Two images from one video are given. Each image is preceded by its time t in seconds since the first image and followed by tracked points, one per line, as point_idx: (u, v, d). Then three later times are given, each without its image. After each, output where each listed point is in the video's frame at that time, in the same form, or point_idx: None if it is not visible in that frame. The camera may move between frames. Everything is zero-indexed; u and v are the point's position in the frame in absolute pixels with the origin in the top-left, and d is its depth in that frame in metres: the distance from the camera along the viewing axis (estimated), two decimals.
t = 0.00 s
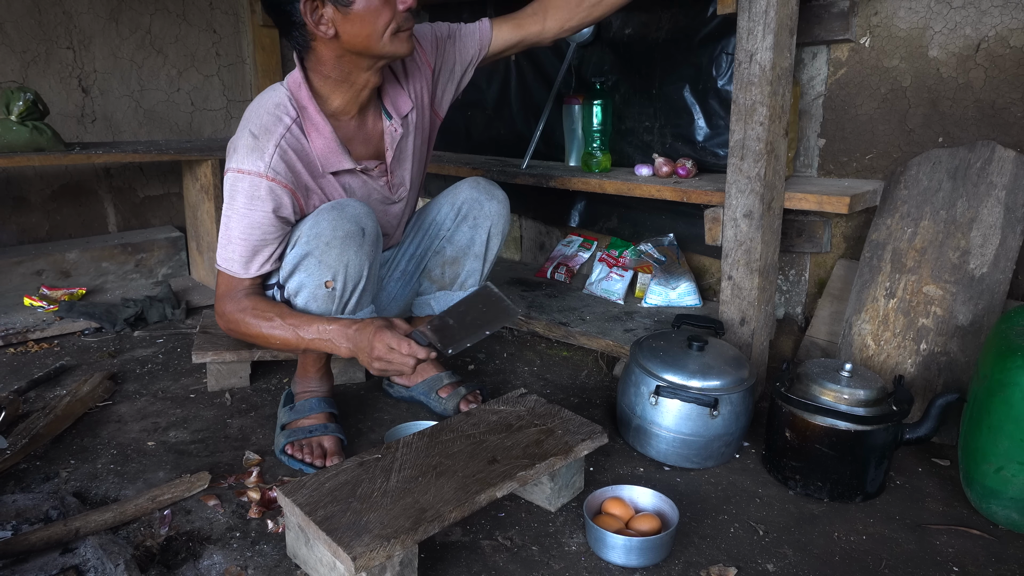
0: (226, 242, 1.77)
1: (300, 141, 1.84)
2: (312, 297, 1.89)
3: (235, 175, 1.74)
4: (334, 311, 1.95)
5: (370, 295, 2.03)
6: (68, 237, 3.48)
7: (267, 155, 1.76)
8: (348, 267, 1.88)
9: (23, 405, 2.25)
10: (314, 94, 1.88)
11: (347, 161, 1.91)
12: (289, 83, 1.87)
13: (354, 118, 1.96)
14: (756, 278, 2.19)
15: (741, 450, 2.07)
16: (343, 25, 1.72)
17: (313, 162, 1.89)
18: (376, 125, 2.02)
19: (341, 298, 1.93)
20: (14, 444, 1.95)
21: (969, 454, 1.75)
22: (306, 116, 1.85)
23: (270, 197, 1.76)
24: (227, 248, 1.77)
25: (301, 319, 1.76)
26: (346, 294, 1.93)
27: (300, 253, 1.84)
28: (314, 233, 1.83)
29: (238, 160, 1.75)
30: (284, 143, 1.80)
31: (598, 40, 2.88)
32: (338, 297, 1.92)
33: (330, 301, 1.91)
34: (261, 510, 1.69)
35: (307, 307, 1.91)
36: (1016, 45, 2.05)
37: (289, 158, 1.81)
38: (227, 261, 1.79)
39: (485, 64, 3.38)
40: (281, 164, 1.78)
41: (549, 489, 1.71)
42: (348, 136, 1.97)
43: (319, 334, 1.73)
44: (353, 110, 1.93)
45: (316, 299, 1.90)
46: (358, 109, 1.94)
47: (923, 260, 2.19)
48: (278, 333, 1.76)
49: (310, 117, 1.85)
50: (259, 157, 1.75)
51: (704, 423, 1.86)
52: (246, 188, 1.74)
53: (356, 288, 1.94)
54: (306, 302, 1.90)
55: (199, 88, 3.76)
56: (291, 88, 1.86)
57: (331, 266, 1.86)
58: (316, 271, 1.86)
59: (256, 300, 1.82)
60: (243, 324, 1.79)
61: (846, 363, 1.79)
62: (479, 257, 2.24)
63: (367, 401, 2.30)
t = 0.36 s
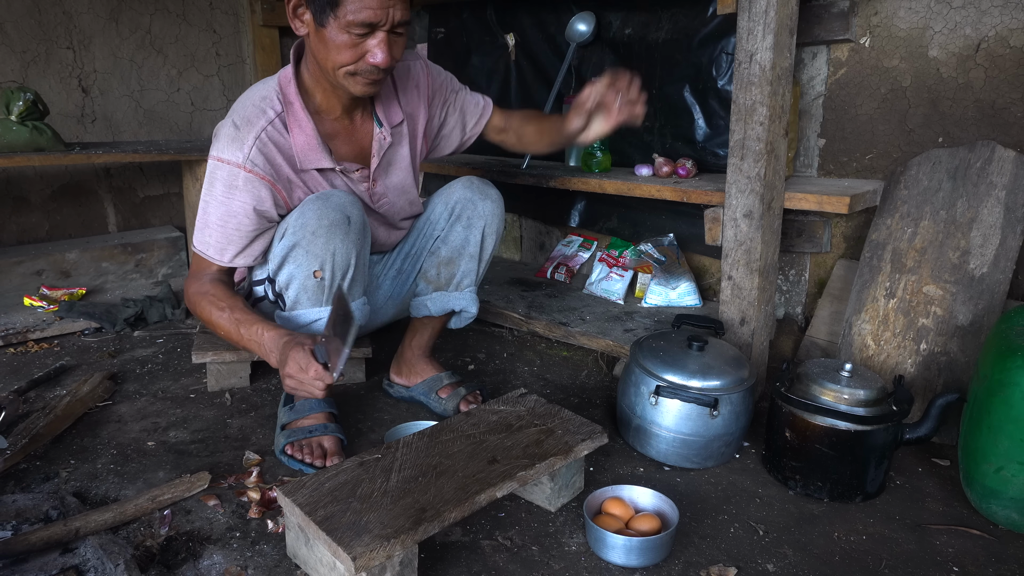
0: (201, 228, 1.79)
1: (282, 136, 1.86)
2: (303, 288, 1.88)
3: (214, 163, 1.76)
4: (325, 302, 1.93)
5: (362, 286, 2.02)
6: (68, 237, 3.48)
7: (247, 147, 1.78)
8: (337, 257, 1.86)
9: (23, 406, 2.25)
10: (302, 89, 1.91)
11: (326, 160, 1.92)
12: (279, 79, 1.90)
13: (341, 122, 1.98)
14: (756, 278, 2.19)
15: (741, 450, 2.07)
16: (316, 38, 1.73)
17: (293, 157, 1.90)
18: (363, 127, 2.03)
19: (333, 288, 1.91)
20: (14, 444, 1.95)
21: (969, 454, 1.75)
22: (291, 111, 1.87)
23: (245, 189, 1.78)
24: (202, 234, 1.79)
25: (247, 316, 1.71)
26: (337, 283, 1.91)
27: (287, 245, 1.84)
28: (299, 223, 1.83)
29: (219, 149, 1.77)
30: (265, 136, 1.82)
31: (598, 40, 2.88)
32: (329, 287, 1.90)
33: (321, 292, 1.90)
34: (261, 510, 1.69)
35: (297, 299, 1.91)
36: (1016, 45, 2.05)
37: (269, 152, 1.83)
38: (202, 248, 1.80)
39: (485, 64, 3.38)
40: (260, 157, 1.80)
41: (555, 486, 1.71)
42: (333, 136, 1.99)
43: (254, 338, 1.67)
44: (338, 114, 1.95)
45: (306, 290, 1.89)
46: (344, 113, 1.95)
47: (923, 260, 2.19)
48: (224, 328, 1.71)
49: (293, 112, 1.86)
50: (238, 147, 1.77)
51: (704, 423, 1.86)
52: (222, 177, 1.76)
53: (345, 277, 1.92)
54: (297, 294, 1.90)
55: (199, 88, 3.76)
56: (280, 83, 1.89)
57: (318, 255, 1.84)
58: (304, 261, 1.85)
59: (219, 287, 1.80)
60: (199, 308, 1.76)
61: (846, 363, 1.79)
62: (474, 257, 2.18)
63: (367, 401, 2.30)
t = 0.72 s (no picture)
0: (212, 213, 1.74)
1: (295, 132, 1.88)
2: (296, 283, 1.85)
3: (226, 148, 1.77)
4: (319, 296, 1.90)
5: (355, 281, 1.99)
6: (68, 237, 3.48)
7: (262, 134, 1.80)
8: (329, 247, 1.85)
9: (23, 405, 2.25)
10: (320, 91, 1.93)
11: (332, 161, 1.92)
12: (300, 78, 1.94)
13: (352, 129, 1.99)
14: (756, 278, 2.19)
15: (741, 450, 2.06)
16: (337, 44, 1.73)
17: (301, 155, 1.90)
18: (373, 139, 2.05)
19: (326, 281, 1.89)
20: (14, 444, 1.95)
21: (969, 454, 1.75)
22: (306, 108, 1.89)
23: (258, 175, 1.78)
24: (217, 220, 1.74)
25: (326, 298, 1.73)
26: (329, 277, 1.89)
27: (279, 238, 1.82)
28: (291, 215, 1.82)
29: (234, 134, 1.79)
30: (281, 126, 1.84)
31: (598, 40, 2.88)
32: (322, 280, 1.88)
33: (315, 285, 1.87)
34: (261, 510, 1.69)
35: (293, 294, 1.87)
36: (1016, 45, 2.05)
37: (281, 144, 1.84)
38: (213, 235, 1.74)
39: (485, 64, 3.38)
40: (272, 146, 1.81)
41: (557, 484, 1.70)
42: (343, 140, 1.99)
43: (341, 314, 1.69)
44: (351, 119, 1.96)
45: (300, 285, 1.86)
46: (357, 120, 1.96)
47: (923, 260, 2.19)
48: (290, 317, 1.70)
49: (308, 110, 1.88)
50: (254, 133, 1.79)
51: (704, 423, 1.86)
52: (236, 161, 1.76)
53: (337, 270, 1.90)
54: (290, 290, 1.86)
55: (199, 88, 3.75)
56: (301, 81, 1.92)
57: (310, 246, 1.82)
58: (296, 254, 1.83)
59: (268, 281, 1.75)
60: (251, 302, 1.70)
61: (846, 363, 1.79)
62: (461, 263, 2.14)
63: (367, 401, 2.30)
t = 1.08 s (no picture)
0: (275, 226, 1.49)
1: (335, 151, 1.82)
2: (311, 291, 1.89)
3: (282, 160, 1.62)
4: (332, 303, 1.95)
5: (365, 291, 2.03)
6: (68, 237, 3.48)
7: (314, 151, 1.70)
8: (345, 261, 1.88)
9: (23, 405, 2.25)
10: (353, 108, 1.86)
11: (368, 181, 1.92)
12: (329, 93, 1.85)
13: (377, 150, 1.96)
14: (756, 278, 2.19)
15: (741, 451, 2.06)
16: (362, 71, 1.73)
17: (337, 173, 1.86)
18: (398, 160, 2.04)
19: (340, 290, 1.93)
20: (14, 445, 1.95)
21: (969, 454, 1.75)
22: (342, 127, 1.83)
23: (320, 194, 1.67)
24: (285, 230, 1.48)
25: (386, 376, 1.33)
26: (343, 286, 1.93)
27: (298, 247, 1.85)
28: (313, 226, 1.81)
29: (286, 148, 1.65)
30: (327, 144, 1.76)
31: (599, 40, 2.88)
32: (336, 290, 1.92)
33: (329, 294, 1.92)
34: (261, 510, 1.69)
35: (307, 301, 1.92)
36: (1016, 45, 2.05)
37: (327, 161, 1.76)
38: (282, 246, 1.46)
39: (485, 64, 3.38)
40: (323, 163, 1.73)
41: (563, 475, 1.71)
42: (372, 159, 1.96)
43: (398, 413, 1.28)
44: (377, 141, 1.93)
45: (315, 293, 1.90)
46: (385, 142, 1.94)
47: (923, 260, 2.19)
48: (353, 380, 1.30)
49: (344, 130, 1.83)
50: (307, 149, 1.68)
51: (704, 423, 1.86)
52: (297, 178, 1.62)
53: (350, 282, 1.94)
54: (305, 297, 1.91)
55: (199, 88, 3.75)
56: (330, 97, 1.83)
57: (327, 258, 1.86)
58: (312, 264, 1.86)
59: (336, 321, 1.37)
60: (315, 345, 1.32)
61: (846, 363, 1.79)
62: (465, 259, 2.14)
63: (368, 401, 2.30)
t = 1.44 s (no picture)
0: (283, 232, 1.49)
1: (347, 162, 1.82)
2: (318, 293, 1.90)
3: (296, 169, 1.63)
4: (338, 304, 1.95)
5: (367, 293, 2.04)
6: (68, 237, 3.48)
7: (329, 164, 1.72)
8: (354, 263, 1.90)
9: (23, 405, 2.25)
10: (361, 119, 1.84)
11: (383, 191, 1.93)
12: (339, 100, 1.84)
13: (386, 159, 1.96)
14: (756, 278, 2.19)
15: (741, 451, 2.06)
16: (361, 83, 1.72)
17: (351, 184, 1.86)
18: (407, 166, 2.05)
19: (345, 292, 1.94)
20: (14, 445, 1.95)
21: (969, 455, 1.75)
22: (354, 138, 1.82)
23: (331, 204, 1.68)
24: (295, 234, 1.49)
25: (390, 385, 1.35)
26: (349, 287, 1.94)
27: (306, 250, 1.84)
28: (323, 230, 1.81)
29: (301, 158, 1.66)
30: (341, 157, 1.77)
31: (599, 40, 2.88)
32: (342, 291, 1.93)
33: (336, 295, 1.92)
34: (261, 510, 1.69)
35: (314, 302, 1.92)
36: (1016, 45, 2.05)
37: (340, 173, 1.77)
38: (291, 249, 1.47)
39: (485, 65, 3.38)
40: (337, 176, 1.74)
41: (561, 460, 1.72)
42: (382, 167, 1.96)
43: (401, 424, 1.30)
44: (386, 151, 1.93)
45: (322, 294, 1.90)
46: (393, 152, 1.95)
47: (923, 260, 2.19)
48: (356, 389, 1.31)
49: (355, 141, 1.83)
50: (322, 161, 1.70)
51: (704, 423, 1.86)
52: (310, 187, 1.64)
53: (357, 282, 1.95)
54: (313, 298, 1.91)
55: (199, 88, 3.75)
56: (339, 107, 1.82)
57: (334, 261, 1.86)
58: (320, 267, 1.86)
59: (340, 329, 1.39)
60: (323, 355, 1.33)
61: (846, 363, 1.79)
62: (467, 257, 2.15)
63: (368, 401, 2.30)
